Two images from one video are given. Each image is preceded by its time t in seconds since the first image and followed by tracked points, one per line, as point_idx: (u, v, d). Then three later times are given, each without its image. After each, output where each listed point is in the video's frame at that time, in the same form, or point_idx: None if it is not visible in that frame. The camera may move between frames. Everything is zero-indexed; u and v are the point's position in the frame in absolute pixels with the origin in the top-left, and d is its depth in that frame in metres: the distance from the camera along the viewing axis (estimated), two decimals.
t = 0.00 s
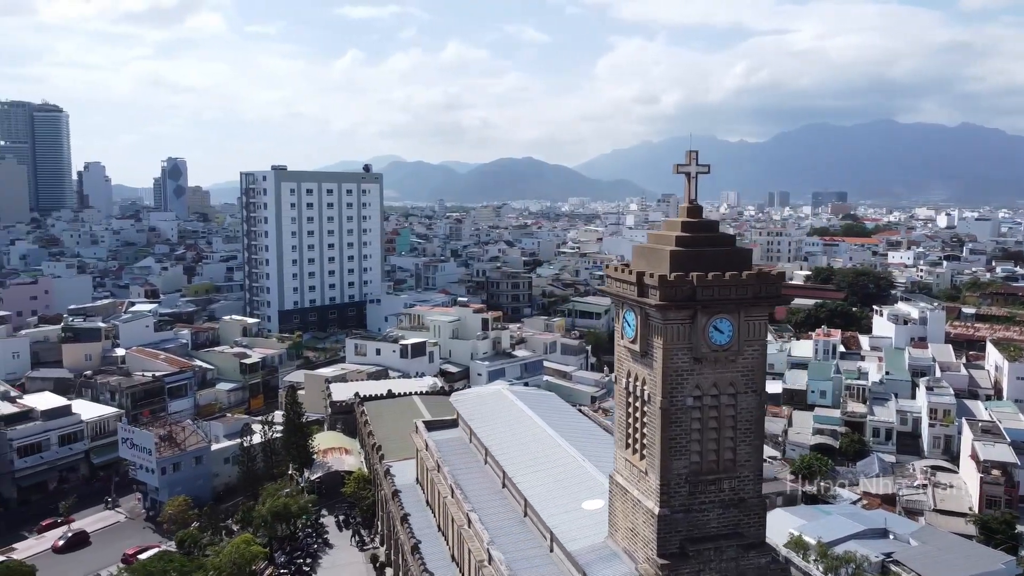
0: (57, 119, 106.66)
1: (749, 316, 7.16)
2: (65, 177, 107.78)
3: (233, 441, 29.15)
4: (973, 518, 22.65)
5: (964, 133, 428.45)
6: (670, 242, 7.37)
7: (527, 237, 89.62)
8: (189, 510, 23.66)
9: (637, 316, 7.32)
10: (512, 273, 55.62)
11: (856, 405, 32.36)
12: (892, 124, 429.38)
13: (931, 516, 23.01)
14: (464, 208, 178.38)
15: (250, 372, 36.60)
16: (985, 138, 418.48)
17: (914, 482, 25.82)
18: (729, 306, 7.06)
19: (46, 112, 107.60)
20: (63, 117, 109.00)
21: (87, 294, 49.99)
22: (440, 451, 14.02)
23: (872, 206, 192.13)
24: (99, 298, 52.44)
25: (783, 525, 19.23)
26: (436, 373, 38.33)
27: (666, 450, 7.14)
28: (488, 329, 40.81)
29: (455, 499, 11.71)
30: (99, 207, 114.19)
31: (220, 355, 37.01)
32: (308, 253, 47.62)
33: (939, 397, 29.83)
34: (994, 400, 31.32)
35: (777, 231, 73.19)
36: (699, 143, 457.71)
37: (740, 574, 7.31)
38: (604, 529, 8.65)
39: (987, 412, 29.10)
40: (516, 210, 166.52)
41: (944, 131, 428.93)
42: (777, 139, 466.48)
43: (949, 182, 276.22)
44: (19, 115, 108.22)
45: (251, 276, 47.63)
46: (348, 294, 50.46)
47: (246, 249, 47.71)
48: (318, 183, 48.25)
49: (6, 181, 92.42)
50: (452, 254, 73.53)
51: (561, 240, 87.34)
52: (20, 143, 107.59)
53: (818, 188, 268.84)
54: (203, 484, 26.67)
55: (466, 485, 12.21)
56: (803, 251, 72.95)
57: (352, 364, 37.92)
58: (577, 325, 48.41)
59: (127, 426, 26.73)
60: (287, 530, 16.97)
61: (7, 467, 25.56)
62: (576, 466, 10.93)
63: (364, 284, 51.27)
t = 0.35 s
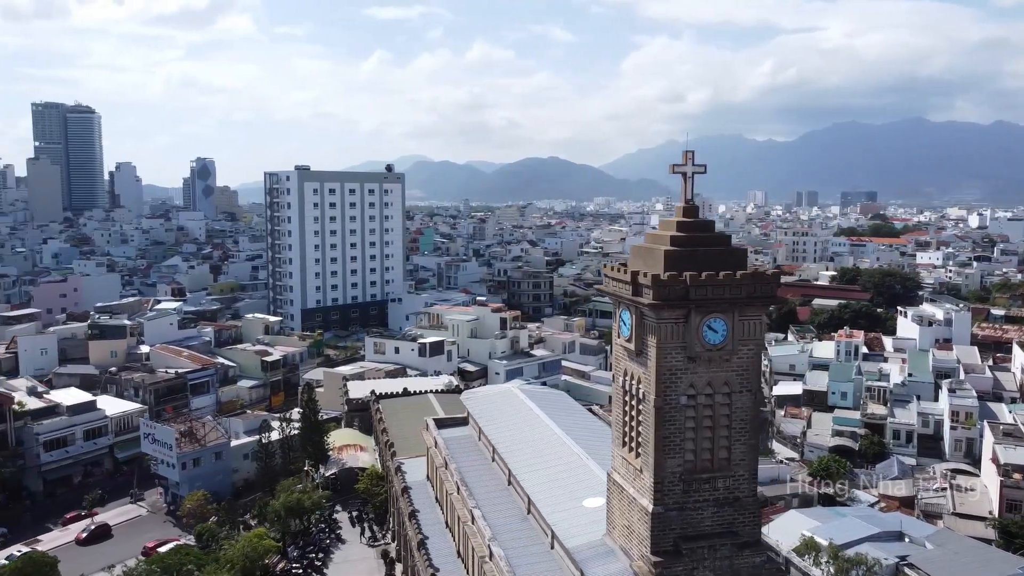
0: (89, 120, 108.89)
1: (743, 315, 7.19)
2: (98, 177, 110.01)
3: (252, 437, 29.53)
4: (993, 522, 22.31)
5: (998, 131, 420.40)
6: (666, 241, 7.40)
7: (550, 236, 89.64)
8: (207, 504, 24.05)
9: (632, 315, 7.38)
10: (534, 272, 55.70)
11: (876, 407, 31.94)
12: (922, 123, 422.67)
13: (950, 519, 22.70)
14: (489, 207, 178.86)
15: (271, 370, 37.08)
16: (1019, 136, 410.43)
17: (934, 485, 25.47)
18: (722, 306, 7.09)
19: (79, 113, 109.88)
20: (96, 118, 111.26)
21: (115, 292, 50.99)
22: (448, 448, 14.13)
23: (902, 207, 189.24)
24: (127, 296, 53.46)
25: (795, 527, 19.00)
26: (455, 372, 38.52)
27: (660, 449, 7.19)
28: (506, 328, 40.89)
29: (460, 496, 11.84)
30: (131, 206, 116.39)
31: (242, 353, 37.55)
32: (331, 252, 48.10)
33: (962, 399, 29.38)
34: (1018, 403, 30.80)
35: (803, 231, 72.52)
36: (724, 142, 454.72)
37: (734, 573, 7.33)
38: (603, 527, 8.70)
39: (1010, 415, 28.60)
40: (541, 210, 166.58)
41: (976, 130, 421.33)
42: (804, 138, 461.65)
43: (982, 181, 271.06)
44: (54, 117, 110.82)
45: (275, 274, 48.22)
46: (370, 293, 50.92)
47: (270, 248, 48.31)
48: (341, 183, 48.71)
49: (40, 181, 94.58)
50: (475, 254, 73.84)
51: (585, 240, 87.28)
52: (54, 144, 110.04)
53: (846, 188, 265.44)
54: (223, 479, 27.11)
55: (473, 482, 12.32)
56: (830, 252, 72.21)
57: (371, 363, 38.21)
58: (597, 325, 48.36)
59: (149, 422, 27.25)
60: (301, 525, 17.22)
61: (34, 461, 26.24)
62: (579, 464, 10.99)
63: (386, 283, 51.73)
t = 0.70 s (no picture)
0: (123, 121, 110.96)
1: (736, 316, 7.22)
2: (131, 177, 112.08)
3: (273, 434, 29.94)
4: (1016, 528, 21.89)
5: None
6: (660, 242, 7.45)
7: (575, 237, 89.38)
8: (226, 499, 24.41)
9: (626, 316, 7.43)
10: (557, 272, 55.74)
11: (900, 410, 31.32)
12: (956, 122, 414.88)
13: (971, 524, 22.32)
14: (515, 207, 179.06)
15: (294, 368, 37.56)
16: None
17: (955, 489, 25.07)
18: (714, 306, 7.12)
19: (113, 114, 112.09)
20: (129, 119, 113.39)
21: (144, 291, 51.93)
22: (456, 447, 14.25)
23: (935, 207, 185.93)
24: (156, 294, 54.47)
25: (809, 530, 18.84)
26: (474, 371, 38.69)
27: (652, 448, 7.24)
28: (526, 328, 40.76)
29: (466, 493, 11.99)
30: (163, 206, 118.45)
31: (266, 351, 38.06)
32: (355, 252, 48.56)
33: (987, 403, 28.87)
34: None
35: (831, 232, 71.69)
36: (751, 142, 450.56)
37: (727, 572, 7.36)
38: (600, 525, 8.75)
39: None
40: (569, 211, 166.35)
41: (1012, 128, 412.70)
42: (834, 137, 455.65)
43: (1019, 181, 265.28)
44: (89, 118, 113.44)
45: (300, 274, 48.82)
46: (394, 293, 51.34)
47: (295, 248, 48.89)
48: (365, 183, 49.13)
49: (75, 181, 96.61)
50: (499, 254, 74.05)
51: (610, 240, 87.11)
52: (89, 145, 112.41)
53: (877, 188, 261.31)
54: (244, 475, 27.53)
55: (478, 480, 12.43)
56: (859, 253, 71.28)
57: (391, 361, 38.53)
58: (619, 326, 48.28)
59: (171, 418, 27.79)
60: (315, 521, 17.47)
61: (61, 456, 26.88)
62: (582, 463, 11.05)
63: (410, 283, 52.14)
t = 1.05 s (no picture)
0: (153, 123, 113.02)
1: (729, 316, 7.25)
2: (161, 178, 113.99)
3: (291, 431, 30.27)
4: None
5: None
6: (654, 242, 7.49)
7: (598, 237, 89.05)
8: (243, 495, 24.76)
9: (620, 315, 7.49)
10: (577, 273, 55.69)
11: (920, 412, 30.86)
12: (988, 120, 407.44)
13: (989, 528, 21.92)
14: (539, 207, 179.08)
15: (314, 367, 37.98)
16: None
17: (975, 493, 24.62)
18: (707, 306, 7.16)
19: (144, 116, 114.23)
20: (159, 121, 115.49)
21: (170, 290, 52.82)
22: (464, 446, 14.36)
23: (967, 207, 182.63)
24: (183, 293, 55.34)
25: (823, 532, 18.65)
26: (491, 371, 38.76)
27: (645, 447, 7.29)
28: (543, 328, 40.94)
29: (471, 491, 12.10)
30: (191, 206, 120.31)
31: (286, 350, 38.49)
32: (376, 251, 48.91)
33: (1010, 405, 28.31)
34: None
35: (857, 232, 70.79)
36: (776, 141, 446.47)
37: (720, 572, 7.39)
38: (597, 523, 8.81)
39: None
40: (594, 211, 166.09)
41: None
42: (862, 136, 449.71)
43: None
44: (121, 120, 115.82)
45: (322, 273, 49.30)
46: (415, 292, 51.65)
47: (317, 248, 49.37)
48: (386, 184, 49.49)
49: (105, 181, 98.54)
50: (521, 254, 74.16)
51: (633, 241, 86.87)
52: (120, 147, 114.68)
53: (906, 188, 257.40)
54: (262, 472, 27.89)
55: (483, 478, 12.51)
56: (886, 254, 70.30)
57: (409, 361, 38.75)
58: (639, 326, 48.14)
59: (191, 415, 28.26)
60: (328, 517, 17.69)
61: (86, 451, 27.41)
62: (585, 462, 11.10)
63: (431, 283, 52.44)
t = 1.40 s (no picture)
0: (186, 125, 114.71)
1: (723, 316, 7.27)
2: (192, 178, 115.76)
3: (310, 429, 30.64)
4: None
5: None
6: (649, 243, 7.55)
7: (624, 237, 88.60)
8: (262, 491, 25.12)
9: (615, 316, 7.54)
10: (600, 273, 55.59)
11: (944, 416, 30.35)
12: None
13: (1010, 535, 21.50)
14: (566, 207, 178.81)
15: (336, 365, 38.43)
16: None
17: (998, 498, 24.13)
18: (700, 307, 7.19)
19: (177, 118, 116.08)
20: (191, 123, 117.34)
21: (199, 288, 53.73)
22: (473, 445, 14.46)
23: (1004, 207, 178.69)
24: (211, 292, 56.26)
25: (838, 536, 18.50)
26: (510, 370, 38.86)
27: (639, 447, 7.34)
28: (563, 328, 41.05)
29: (477, 490, 12.17)
30: (222, 207, 122.11)
31: (309, 349, 38.98)
32: (400, 251, 49.27)
33: None
34: None
35: (887, 233, 69.74)
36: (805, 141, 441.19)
37: (714, 572, 7.43)
38: (597, 523, 8.85)
39: None
40: (622, 211, 165.52)
41: None
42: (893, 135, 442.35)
43: None
44: (155, 122, 117.84)
45: (346, 273, 49.80)
46: (438, 292, 51.98)
47: (342, 248, 49.85)
48: (410, 184, 49.81)
49: (138, 182, 100.44)
50: (545, 254, 74.19)
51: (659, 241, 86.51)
52: (154, 148, 116.64)
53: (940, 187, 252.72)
54: (282, 468, 28.29)
55: (491, 477, 12.60)
56: (917, 255, 69.15)
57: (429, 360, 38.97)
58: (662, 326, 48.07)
59: (214, 412, 28.75)
60: (341, 514, 17.94)
61: (111, 446, 28.03)
62: (589, 462, 11.11)
63: (454, 282, 52.76)
